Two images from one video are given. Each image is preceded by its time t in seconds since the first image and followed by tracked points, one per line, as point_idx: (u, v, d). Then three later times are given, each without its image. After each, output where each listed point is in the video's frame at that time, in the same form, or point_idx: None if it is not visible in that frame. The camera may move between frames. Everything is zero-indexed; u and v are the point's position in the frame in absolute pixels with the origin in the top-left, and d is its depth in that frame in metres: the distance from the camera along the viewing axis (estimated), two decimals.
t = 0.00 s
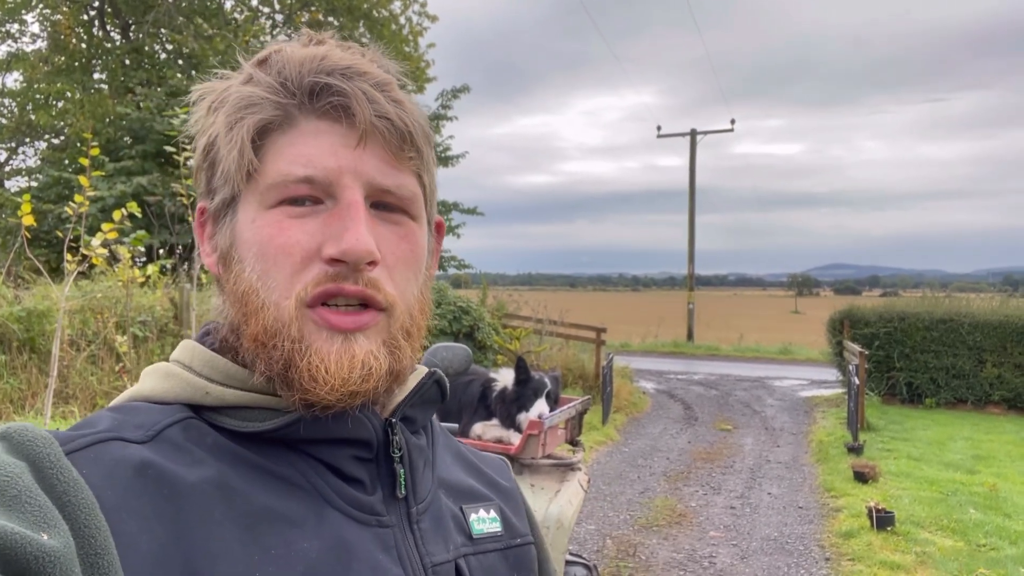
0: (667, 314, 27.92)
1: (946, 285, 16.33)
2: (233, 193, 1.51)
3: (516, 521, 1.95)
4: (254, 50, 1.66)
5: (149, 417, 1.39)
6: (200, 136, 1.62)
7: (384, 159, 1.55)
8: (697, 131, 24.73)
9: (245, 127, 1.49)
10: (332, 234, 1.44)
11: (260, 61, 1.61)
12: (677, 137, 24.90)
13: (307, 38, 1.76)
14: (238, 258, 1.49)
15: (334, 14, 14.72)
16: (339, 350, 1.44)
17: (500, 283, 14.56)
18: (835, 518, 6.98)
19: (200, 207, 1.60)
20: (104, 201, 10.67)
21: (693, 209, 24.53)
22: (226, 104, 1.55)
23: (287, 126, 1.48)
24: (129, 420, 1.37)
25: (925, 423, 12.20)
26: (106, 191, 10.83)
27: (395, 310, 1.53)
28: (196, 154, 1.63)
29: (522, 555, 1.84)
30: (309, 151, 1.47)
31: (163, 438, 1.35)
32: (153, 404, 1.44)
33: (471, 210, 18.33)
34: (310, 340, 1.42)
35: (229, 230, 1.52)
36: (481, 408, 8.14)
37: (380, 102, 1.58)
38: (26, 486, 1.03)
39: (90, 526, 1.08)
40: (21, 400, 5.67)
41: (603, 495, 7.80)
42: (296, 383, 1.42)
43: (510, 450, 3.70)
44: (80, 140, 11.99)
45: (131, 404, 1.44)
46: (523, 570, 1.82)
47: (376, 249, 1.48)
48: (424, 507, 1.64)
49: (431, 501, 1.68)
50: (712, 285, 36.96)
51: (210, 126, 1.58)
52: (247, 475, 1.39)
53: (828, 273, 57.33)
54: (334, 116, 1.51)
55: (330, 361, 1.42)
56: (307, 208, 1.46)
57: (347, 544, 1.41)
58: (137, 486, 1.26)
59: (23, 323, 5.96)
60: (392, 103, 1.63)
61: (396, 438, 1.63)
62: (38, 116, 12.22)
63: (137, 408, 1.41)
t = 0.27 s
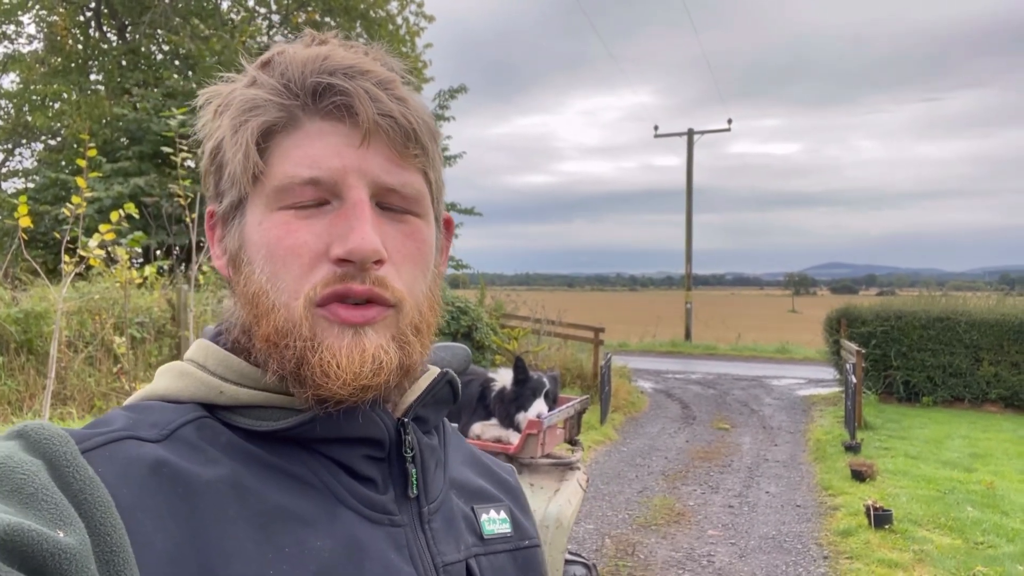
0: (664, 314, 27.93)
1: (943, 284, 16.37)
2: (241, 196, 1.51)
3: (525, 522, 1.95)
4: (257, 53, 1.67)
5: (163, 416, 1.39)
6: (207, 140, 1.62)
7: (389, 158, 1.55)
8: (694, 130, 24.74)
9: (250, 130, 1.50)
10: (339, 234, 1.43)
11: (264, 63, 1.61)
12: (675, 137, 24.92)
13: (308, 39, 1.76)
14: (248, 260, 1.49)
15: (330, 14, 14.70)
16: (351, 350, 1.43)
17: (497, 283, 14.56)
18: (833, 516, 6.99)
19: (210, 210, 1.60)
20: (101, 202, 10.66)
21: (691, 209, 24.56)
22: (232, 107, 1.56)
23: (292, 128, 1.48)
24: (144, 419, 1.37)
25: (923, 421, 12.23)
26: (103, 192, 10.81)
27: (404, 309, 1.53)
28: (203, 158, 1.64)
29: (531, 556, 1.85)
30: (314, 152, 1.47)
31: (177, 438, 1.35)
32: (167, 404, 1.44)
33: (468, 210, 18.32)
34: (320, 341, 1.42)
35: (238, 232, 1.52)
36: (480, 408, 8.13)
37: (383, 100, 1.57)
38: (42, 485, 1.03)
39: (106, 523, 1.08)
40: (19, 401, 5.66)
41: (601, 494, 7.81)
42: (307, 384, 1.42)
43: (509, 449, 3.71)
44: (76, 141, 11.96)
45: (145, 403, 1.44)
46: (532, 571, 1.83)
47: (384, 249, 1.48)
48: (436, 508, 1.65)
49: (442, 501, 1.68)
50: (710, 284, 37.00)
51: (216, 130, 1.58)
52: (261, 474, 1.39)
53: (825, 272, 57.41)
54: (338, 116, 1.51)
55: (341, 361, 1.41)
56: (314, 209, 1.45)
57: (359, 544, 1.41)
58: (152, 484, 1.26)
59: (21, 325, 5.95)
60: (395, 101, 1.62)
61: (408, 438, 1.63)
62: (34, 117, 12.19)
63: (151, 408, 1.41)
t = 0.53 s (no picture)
0: (662, 314, 27.95)
1: (940, 283, 16.39)
2: (242, 199, 1.51)
3: (523, 525, 1.95)
4: (258, 56, 1.67)
5: (164, 418, 1.39)
6: (208, 143, 1.62)
7: (391, 161, 1.55)
8: (692, 130, 24.75)
9: (252, 133, 1.49)
10: (340, 237, 1.43)
11: (265, 66, 1.61)
12: (672, 137, 24.94)
13: (310, 42, 1.76)
14: (248, 263, 1.49)
15: (328, 15, 14.70)
16: (352, 353, 1.43)
17: (495, 283, 14.56)
18: (830, 515, 7.00)
19: (210, 213, 1.60)
20: (98, 203, 10.65)
21: (689, 209, 24.58)
22: (233, 110, 1.56)
23: (294, 131, 1.48)
24: (144, 421, 1.37)
25: (920, 420, 12.24)
26: (100, 193, 10.80)
27: (405, 312, 1.53)
28: (204, 160, 1.64)
29: (529, 559, 1.85)
30: (316, 155, 1.47)
31: (177, 440, 1.35)
32: (167, 406, 1.44)
33: (466, 211, 18.32)
34: (322, 344, 1.42)
35: (239, 235, 1.52)
36: (478, 409, 8.13)
37: (385, 102, 1.58)
38: (42, 488, 1.03)
39: (106, 525, 1.07)
40: (16, 403, 5.66)
41: (599, 494, 7.81)
42: (308, 387, 1.42)
43: (507, 450, 3.71)
44: (73, 142, 11.95)
45: (145, 405, 1.43)
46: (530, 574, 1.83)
47: (385, 252, 1.48)
48: (435, 510, 1.65)
49: (442, 504, 1.68)
50: (708, 284, 37.03)
51: (217, 133, 1.58)
52: (261, 477, 1.39)
53: (823, 272, 57.46)
54: (340, 119, 1.51)
55: (342, 364, 1.42)
56: (315, 212, 1.45)
57: (359, 546, 1.41)
58: (153, 486, 1.25)
59: (18, 326, 5.94)
60: (396, 104, 1.62)
61: (408, 441, 1.63)
62: (31, 119, 12.18)
63: (151, 410, 1.41)
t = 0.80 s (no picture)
0: (662, 314, 27.96)
1: (939, 283, 16.40)
2: (241, 191, 1.51)
3: (523, 521, 1.95)
4: (257, 48, 1.66)
5: (163, 412, 1.39)
6: (207, 136, 1.62)
7: (391, 152, 1.55)
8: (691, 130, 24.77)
9: (251, 124, 1.49)
10: (341, 228, 1.43)
11: (264, 58, 1.61)
12: (671, 137, 24.95)
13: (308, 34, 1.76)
14: (248, 255, 1.49)
15: (326, 16, 14.70)
16: (353, 344, 1.43)
17: (494, 284, 14.56)
18: (830, 515, 7.00)
19: (210, 205, 1.60)
20: (97, 204, 10.65)
21: (688, 209, 24.59)
22: (232, 101, 1.56)
23: (293, 122, 1.48)
24: (143, 416, 1.37)
25: (919, 420, 12.25)
26: (98, 194, 10.80)
27: (406, 304, 1.53)
28: (203, 153, 1.63)
29: (529, 556, 1.85)
30: (315, 146, 1.47)
31: (176, 434, 1.35)
32: (167, 401, 1.44)
33: (466, 211, 18.32)
34: (323, 335, 1.42)
35: (239, 227, 1.52)
36: (477, 408, 8.12)
37: (384, 93, 1.58)
38: (40, 480, 1.03)
39: (104, 519, 1.08)
40: (15, 403, 5.64)
41: (599, 494, 7.81)
42: (309, 379, 1.42)
43: (506, 449, 3.70)
44: (72, 143, 11.94)
45: (145, 400, 1.43)
46: (530, 569, 1.83)
47: (385, 243, 1.48)
48: (435, 505, 1.65)
49: (442, 499, 1.68)
50: (707, 285, 37.05)
51: (217, 125, 1.58)
52: (260, 471, 1.39)
53: (822, 272, 57.47)
54: (339, 110, 1.51)
55: (343, 355, 1.42)
56: (315, 203, 1.45)
57: (359, 540, 1.41)
58: (151, 480, 1.25)
59: (16, 327, 5.93)
60: (396, 95, 1.62)
61: (408, 435, 1.63)
62: (30, 119, 12.17)
63: (150, 405, 1.41)
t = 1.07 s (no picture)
0: (662, 315, 27.96)
1: (938, 284, 16.40)
2: (235, 198, 1.51)
3: (520, 524, 1.95)
4: (246, 53, 1.66)
5: (160, 418, 1.39)
6: (199, 141, 1.62)
7: (385, 157, 1.56)
8: (690, 131, 24.78)
9: (243, 131, 1.49)
10: (336, 234, 1.43)
11: (255, 63, 1.61)
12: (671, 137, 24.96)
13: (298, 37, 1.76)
14: (243, 263, 1.49)
15: (326, 16, 14.71)
16: (350, 348, 1.44)
17: (494, 285, 14.56)
18: (829, 516, 7.00)
19: (203, 212, 1.60)
20: (96, 205, 10.65)
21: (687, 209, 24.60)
22: (223, 108, 1.55)
23: (286, 129, 1.48)
24: (140, 421, 1.37)
25: (919, 421, 12.25)
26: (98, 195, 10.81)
27: (403, 308, 1.53)
28: (196, 159, 1.63)
29: (526, 558, 1.85)
30: (309, 152, 1.47)
31: (173, 439, 1.35)
32: (164, 405, 1.44)
33: (465, 212, 18.33)
34: (320, 341, 1.42)
35: (233, 234, 1.52)
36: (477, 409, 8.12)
37: (377, 98, 1.58)
38: (37, 487, 1.03)
39: (101, 525, 1.07)
40: (14, 405, 5.63)
41: (598, 495, 7.81)
42: (307, 385, 1.43)
43: (505, 450, 3.69)
44: (71, 144, 11.94)
45: (142, 405, 1.43)
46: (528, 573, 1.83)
47: (381, 248, 1.48)
48: (433, 508, 1.65)
49: (439, 502, 1.68)
50: (707, 285, 37.05)
51: (209, 132, 1.58)
52: (257, 475, 1.39)
53: (823, 272, 57.49)
54: (333, 116, 1.51)
55: (340, 361, 1.42)
56: (310, 209, 1.45)
57: (357, 545, 1.41)
58: (147, 486, 1.25)
59: (15, 328, 5.93)
60: (389, 99, 1.63)
61: (406, 439, 1.63)
62: (29, 120, 12.16)
63: (147, 410, 1.41)
